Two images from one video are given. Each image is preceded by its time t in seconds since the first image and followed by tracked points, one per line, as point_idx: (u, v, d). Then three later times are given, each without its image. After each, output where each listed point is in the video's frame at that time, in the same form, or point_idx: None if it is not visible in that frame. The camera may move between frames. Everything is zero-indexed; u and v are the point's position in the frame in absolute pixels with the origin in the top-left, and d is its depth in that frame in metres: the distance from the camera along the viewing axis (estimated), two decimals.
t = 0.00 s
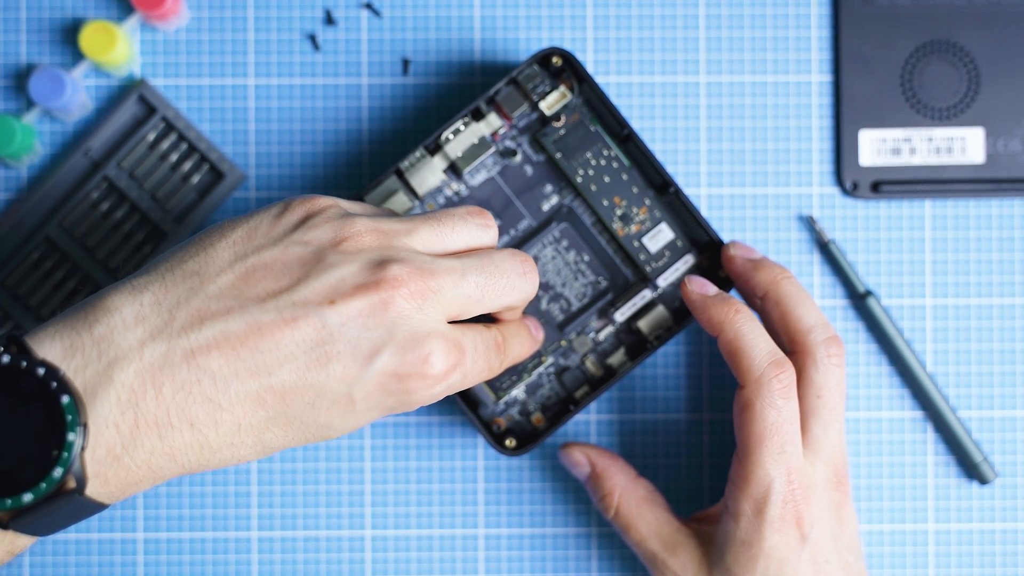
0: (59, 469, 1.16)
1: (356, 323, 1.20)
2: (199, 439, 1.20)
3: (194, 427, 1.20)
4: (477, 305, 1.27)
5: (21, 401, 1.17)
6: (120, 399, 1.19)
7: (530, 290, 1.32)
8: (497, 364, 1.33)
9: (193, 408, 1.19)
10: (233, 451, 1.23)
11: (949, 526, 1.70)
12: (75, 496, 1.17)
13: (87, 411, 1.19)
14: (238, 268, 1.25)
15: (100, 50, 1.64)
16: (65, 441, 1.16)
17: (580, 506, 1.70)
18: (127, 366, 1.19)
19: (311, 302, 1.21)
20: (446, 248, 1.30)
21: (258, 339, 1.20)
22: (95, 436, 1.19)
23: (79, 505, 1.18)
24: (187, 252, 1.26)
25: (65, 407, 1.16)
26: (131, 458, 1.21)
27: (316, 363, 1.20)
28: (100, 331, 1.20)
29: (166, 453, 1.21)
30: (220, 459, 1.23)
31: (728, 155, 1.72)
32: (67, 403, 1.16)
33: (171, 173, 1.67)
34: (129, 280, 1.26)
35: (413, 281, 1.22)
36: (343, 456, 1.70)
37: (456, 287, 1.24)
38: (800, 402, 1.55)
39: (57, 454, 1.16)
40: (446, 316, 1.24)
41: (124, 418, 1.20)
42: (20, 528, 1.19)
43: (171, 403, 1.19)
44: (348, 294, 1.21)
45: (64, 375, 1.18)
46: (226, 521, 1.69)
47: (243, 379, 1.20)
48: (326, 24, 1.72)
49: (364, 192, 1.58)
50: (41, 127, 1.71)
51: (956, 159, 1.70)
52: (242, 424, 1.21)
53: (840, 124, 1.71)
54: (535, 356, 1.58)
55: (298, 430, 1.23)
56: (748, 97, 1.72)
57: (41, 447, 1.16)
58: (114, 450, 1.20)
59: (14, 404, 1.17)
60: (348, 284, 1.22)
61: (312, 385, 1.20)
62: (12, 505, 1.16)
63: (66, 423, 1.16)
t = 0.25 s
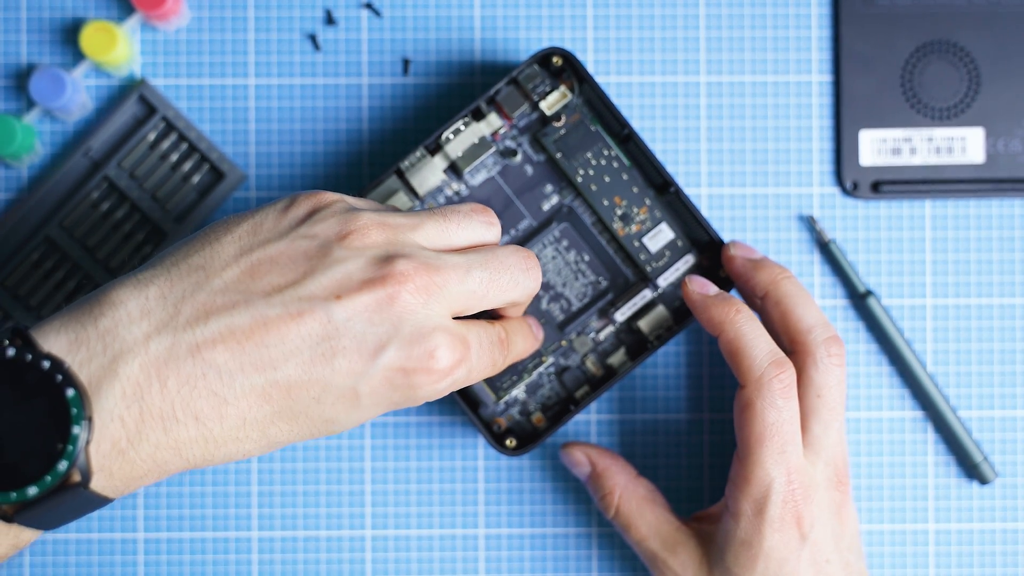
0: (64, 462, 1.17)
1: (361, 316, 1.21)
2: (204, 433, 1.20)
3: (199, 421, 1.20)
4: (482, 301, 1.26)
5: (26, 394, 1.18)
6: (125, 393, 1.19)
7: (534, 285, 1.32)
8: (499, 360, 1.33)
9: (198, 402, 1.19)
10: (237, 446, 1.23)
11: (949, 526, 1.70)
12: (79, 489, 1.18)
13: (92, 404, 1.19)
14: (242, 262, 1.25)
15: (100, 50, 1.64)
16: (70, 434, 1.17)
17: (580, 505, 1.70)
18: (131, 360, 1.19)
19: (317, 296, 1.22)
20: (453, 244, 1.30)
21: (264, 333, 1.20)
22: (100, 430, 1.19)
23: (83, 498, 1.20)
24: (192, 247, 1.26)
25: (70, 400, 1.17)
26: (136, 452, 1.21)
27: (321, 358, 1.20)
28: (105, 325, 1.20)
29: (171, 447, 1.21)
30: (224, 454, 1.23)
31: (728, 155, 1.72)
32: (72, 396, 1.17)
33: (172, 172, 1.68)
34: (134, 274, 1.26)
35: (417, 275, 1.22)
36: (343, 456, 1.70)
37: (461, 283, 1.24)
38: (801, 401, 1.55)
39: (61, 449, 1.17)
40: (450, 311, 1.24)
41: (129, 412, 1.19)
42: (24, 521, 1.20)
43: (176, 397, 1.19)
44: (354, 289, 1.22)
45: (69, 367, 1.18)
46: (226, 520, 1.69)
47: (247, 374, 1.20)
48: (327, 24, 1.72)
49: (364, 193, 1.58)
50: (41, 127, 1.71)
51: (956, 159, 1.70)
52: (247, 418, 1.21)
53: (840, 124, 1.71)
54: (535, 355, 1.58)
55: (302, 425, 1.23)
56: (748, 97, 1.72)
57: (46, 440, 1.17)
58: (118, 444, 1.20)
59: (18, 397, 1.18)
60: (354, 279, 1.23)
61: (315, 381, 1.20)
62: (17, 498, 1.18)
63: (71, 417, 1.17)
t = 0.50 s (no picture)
0: (67, 460, 1.18)
1: (365, 316, 1.21)
2: (206, 431, 1.20)
3: (200, 418, 1.20)
4: (482, 301, 1.26)
5: (29, 392, 1.19)
6: (127, 390, 1.19)
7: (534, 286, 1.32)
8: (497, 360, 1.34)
9: (201, 399, 1.19)
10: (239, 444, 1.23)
11: (949, 526, 1.70)
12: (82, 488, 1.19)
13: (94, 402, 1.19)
14: (246, 260, 1.24)
15: (100, 50, 1.64)
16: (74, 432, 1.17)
17: (581, 505, 1.70)
18: (133, 357, 1.19)
19: (318, 294, 1.22)
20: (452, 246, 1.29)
21: (266, 331, 1.20)
22: (101, 427, 1.19)
23: (86, 496, 1.20)
24: (194, 244, 1.26)
25: (73, 398, 1.17)
26: (138, 449, 1.21)
27: (323, 356, 1.20)
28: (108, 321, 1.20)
29: (172, 444, 1.21)
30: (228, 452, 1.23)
31: (728, 155, 1.72)
32: (75, 394, 1.18)
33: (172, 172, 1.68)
34: (136, 271, 1.25)
35: (419, 273, 1.22)
36: (343, 456, 1.70)
37: (462, 283, 1.24)
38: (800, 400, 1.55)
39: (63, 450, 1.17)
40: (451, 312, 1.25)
41: (131, 409, 1.19)
42: (26, 520, 1.21)
43: (178, 394, 1.19)
44: (356, 288, 1.21)
45: (71, 365, 1.18)
46: (226, 520, 1.69)
47: (251, 373, 1.20)
48: (327, 24, 1.72)
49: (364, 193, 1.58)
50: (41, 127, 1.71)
51: (956, 159, 1.70)
52: (248, 416, 1.21)
53: (840, 124, 1.71)
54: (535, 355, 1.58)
55: (303, 424, 1.23)
56: (749, 98, 1.72)
57: (49, 438, 1.18)
58: (120, 441, 1.20)
59: (22, 396, 1.19)
60: (356, 278, 1.22)
61: (317, 378, 1.20)
62: (20, 496, 1.19)
63: (74, 415, 1.17)
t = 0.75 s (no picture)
0: (63, 464, 1.17)
1: (360, 320, 1.21)
2: (202, 433, 1.21)
3: (197, 421, 1.20)
4: (476, 303, 1.26)
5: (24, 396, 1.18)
6: (124, 393, 1.19)
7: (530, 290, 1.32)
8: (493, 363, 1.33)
9: (197, 403, 1.19)
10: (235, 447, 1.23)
11: (949, 526, 1.70)
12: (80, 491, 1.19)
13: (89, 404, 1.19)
14: (245, 264, 1.24)
15: (100, 49, 1.64)
16: (70, 435, 1.17)
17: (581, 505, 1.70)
18: (130, 360, 1.19)
19: (314, 297, 1.22)
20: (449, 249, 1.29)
21: (262, 334, 1.20)
22: (98, 430, 1.20)
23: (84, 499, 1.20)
24: (189, 248, 1.26)
25: (70, 402, 1.17)
26: (134, 452, 1.21)
27: (319, 359, 1.20)
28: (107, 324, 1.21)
29: (169, 447, 1.21)
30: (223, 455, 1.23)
31: (728, 155, 1.72)
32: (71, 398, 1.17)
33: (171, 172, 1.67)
34: (134, 275, 1.26)
35: (414, 275, 1.22)
36: (343, 456, 1.70)
37: (458, 285, 1.24)
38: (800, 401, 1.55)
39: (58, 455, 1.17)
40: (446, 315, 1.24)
41: (127, 412, 1.20)
42: (22, 523, 1.20)
43: (174, 396, 1.19)
44: (351, 291, 1.22)
45: (67, 368, 1.18)
46: (226, 520, 1.69)
47: (248, 374, 1.20)
48: (327, 24, 1.72)
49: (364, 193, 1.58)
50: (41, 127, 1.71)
51: (956, 159, 1.70)
52: (245, 419, 1.21)
53: (840, 124, 1.71)
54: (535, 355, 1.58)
55: (299, 426, 1.23)
56: (749, 98, 1.72)
57: (45, 442, 1.17)
58: (117, 444, 1.20)
59: (18, 399, 1.18)
60: (352, 282, 1.22)
61: (313, 382, 1.20)
62: (17, 499, 1.18)
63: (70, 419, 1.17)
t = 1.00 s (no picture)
0: None
1: (280, 280, 1.14)
2: (140, 411, 1.15)
3: (130, 396, 1.15)
4: (420, 232, 1.16)
5: None
6: (53, 373, 1.15)
7: (474, 206, 1.19)
8: (473, 298, 1.15)
9: (128, 377, 1.14)
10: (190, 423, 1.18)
11: (949, 526, 1.70)
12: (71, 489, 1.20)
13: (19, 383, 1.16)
14: (166, 239, 1.20)
15: (100, 49, 1.64)
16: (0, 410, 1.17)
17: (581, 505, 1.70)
18: (57, 342, 1.15)
19: (232, 261, 1.16)
20: (373, 185, 1.21)
21: (181, 304, 1.14)
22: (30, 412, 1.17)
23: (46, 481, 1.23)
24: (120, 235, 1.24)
25: None
26: (69, 432, 1.18)
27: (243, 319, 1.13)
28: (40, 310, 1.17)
29: (107, 425, 1.17)
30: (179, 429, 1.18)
31: (728, 155, 1.72)
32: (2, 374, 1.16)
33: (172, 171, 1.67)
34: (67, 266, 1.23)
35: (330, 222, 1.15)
36: (343, 456, 1.70)
37: (375, 223, 1.15)
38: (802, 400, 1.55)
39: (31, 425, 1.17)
40: (388, 257, 1.15)
41: (57, 393, 1.15)
42: None
43: (102, 375, 1.14)
44: (267, 249, 1.16)
45: None
46: (226, 520, 1.69)
47: (178, 344, 1.14)
48: (326, 24, 1.72)
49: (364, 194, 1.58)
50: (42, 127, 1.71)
51: (957, 159, 1.70)
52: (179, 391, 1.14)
53: (840, 124, 1.71)
54: (535, 355, 1.58)
55: (241, 393, 1.16)
56: (748, 98, 1.72)
57: None
58: (51, 425, 1.17)
59: None
60: (268, 240, 1.16)
61: (241, 346, 1.13)
62: None
63: None
